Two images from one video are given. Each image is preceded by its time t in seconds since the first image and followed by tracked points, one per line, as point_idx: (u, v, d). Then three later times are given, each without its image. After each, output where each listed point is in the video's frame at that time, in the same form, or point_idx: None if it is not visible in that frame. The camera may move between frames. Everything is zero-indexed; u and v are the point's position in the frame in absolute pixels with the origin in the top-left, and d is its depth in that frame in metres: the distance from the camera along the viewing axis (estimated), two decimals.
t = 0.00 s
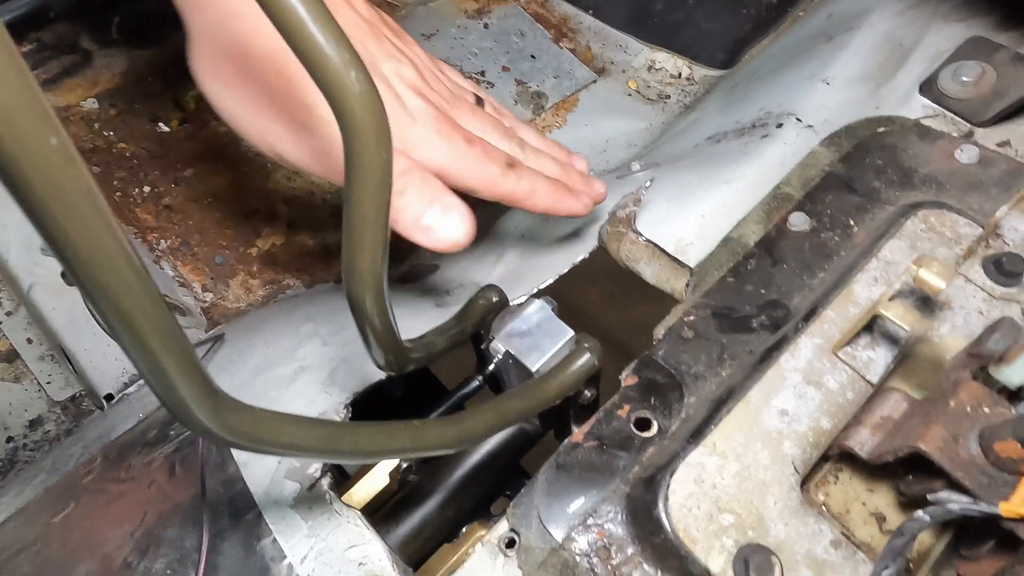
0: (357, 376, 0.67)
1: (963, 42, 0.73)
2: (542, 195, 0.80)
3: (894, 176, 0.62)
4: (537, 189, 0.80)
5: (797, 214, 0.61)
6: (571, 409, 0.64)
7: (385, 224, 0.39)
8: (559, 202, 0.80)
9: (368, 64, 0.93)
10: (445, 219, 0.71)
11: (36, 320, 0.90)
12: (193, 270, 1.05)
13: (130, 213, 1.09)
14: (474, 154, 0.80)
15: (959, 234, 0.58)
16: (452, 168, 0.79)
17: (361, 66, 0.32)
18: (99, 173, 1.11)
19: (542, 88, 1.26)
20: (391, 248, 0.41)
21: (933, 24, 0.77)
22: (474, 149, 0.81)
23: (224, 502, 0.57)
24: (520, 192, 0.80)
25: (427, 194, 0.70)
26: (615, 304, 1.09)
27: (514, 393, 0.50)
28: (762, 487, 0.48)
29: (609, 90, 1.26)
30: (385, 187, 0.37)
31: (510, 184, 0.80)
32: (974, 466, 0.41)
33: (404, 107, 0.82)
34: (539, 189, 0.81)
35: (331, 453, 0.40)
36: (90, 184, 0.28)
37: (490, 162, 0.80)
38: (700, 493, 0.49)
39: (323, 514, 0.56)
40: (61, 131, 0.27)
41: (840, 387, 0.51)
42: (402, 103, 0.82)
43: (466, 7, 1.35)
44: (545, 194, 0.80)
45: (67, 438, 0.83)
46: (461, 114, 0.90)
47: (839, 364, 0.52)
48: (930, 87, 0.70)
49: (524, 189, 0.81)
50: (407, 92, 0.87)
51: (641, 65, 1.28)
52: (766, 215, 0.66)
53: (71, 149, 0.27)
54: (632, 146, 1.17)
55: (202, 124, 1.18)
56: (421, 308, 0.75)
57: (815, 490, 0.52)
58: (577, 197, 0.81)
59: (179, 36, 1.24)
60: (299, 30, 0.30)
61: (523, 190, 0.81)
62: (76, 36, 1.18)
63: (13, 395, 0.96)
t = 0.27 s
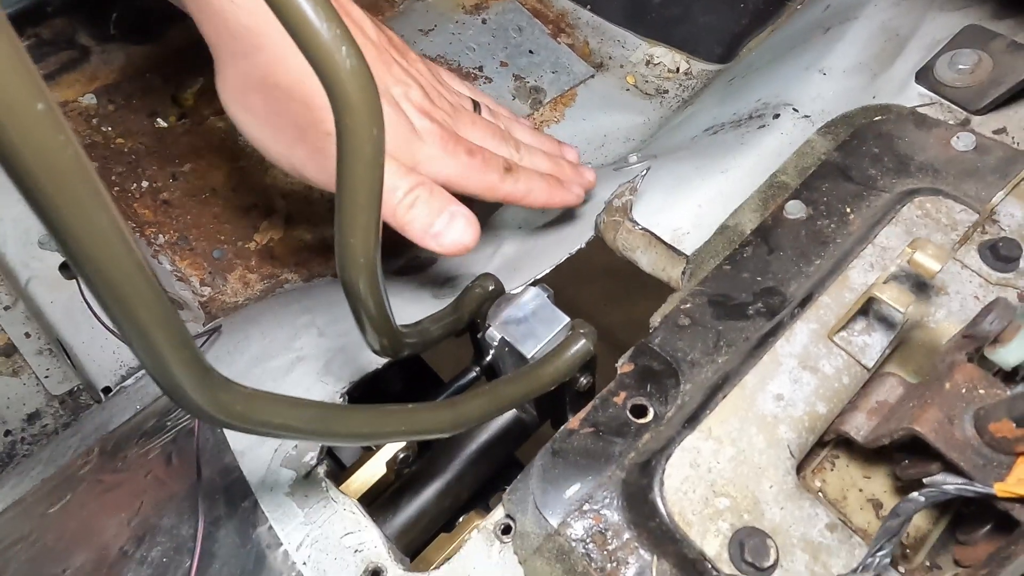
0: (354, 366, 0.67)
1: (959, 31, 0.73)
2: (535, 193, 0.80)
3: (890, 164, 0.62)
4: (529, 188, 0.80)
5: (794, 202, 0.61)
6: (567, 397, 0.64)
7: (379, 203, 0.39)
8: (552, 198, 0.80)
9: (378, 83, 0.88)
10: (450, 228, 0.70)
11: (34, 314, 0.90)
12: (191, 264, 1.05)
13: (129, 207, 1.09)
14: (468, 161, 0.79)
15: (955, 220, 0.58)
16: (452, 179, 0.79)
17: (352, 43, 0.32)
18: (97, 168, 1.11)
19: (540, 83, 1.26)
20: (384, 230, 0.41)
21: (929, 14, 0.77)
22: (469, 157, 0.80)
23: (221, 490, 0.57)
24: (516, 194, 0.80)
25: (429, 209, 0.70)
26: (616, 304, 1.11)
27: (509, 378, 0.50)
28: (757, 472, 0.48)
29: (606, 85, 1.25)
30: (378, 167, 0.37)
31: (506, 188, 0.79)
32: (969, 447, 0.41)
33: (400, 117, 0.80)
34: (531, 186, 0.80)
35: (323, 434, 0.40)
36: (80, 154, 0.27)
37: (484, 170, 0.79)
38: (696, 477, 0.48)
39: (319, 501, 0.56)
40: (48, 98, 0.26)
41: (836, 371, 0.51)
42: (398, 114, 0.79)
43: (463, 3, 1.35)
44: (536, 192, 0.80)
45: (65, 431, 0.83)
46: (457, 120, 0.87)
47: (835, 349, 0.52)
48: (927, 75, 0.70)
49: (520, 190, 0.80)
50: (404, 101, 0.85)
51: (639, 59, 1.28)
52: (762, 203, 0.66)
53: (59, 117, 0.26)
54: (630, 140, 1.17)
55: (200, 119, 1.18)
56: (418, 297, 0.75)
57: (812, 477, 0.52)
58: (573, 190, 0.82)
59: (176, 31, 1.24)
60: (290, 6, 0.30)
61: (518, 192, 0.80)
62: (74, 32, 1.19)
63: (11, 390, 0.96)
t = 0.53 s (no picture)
0: (354, 367, 0.66)
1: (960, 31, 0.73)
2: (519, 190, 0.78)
3: (892, 164, 0.62)
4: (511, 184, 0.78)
5: (795, 203, 0.61)
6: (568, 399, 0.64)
7: (380, 203, 0.39)
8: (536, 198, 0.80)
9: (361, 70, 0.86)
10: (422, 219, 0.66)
11: (35, 316, 0.90)
12: (192, 266, 1.05)
13: (130, 208, 1.09)
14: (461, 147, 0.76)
15: (957, 221, 0.58)
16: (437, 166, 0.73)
17: (354, 43, 0.32)
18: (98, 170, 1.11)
19: (540, 84, 1.26)
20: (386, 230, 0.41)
21: (930, 14, 0.77)
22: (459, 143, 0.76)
23: (222, 491, 0.57)
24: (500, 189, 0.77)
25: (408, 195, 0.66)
26: (616, 305, 1.11)
27: (511, 379, 0.50)
28: (759, 472, 0.48)
29: (607, 86, 1.26)
30: (380, 167, 0.37)
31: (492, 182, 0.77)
32: (971, 448, 0.41)
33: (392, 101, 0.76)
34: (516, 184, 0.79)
35: (325, 435, 0.40)
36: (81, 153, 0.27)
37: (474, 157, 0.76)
38: (698, 478, 0.48)
39: (320, 502, 0.56)
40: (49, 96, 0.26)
41: (838, 372, 0.51)
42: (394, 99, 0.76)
43: (464, 4, 1.35)
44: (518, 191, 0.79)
45: (66, 432, 0.82)
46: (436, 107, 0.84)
47: (837, 350, 0.52)
48: (928, 76, 0.70)
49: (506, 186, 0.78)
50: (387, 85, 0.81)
51: (639, 60, 1.28)
52: (763, 204, 0.66)
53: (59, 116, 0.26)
54: (630, 141, 1.17)
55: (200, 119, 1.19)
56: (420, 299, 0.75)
57: (814, 478, 0.52)
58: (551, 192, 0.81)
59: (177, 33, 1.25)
60: (292, 6, 0.30)
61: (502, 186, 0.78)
62: (75, 34, 1.20)
63: (12, 391, 0.96)
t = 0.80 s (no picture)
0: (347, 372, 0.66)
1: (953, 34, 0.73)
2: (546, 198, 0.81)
3: (883, 167, 0.63)
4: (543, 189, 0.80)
5: (786, 206, 0.61)
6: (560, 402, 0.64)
7: (368, 211, 0.39)
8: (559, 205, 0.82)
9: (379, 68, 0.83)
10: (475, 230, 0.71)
11: (32, 320, 0.91)
12: (188, 269, 1.05)
13: (126, 212, 1.09)
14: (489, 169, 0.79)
15: (948, 224, 0.58)
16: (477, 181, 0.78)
17: (339, 52, 0.32)
18: (93, 173, 1.11)
19: (537, 86, 1.26)
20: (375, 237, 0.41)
21: (923, 16, 0.77)
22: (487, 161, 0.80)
23: (215, 496, 0.57)
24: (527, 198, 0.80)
25: (461, 213, 0.71)
26: (613, 306, 1.11)
27: (502, 383, 0.50)
28: (748, 476, 0.48)
29: (603, 88, 1.26)
30: (367, 173, 0.37)
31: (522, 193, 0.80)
32: (958, 452, 0.42)
33: (427, 120, 0.76)
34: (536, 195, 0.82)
35: (314, 441, 0.40)
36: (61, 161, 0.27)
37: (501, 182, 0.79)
38: (688, 482, 0.49)
39: (312, 507, 0.56)
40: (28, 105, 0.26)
41: (827, 376, 0.51)
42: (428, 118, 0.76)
43: (460, 7, 1.35)
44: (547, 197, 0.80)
45: (61, 436, 0.83)
46: (461, 114, 0.86)
47: (827, 354, 0.52)
48: (920, 79, 0.70)
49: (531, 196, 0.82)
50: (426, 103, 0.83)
51: (635, 63, 1.28)
52: (755, 207, 0.66)
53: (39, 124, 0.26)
54: (627, 143, 1.17)
55: (197, 123, 1.19)
56: (413, 301, 0.75)
57: (805, 482, 0.52)
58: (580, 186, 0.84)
59: (173, 37, 1.26)
60: (277, 16, 0.30)
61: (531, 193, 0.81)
62: (72, 38, 1.22)
63: (8, 395, 0.96)
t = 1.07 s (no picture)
0: (341, 373, 0.66)
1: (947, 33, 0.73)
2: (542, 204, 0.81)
3: (877, 166, 0.63)
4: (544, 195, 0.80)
5: (781, 206, 0.61)
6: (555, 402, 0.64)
7: (357, 211, 0.39)
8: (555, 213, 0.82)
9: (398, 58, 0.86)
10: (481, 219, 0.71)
11: (28, 321, 0.91)
12: (184, 270, 1.05)
13: (123, 212, 1.08)
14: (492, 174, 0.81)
15: (941, 223, 0.58)
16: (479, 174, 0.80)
17: (327, 53, 0.32)
18: (89, 173, 1.10)
19: (533, 86, 1.26)
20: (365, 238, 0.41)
21: (918, 16, 0.77)
22: (492, 159, 0.82)
23: (209, 497, 0.57)
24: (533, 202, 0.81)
25: (468, 201, 0.71)
26: (610, 304, 1.12)
27: (494, 384, 0.50)
28: (741, 476, 0.48)
29: (600, 88, 1.26)
30: (356, 174, 0.37)
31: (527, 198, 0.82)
32: (950, 451, 0.42)
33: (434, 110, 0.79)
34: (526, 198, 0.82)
35: (304, 440, 0.40)
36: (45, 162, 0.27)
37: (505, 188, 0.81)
38: (680, 482, 0.49)
39: (306, 508, 0.56)
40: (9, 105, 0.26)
41: (820, 375, 0.51)
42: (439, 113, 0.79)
43: (457, 7, 1.35)
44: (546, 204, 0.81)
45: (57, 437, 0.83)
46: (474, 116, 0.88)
47: (820, 353, 0.52)
48: (914, 78, 0.70)
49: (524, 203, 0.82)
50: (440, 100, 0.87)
51: (632, 63, 1.29)
52: (750, 207, 0.66)
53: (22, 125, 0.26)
54: (623, 143, 1.17)
55: (193, 124, 1.20)
56: (409, 302, 0.76)
57: (799, 481, 0.52)
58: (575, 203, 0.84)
59: (171, 37, 1.26)
60: (264, 17, 0.30)
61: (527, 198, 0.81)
62: (69, 38, 1.22)
63: (5, 396, 0.96)
